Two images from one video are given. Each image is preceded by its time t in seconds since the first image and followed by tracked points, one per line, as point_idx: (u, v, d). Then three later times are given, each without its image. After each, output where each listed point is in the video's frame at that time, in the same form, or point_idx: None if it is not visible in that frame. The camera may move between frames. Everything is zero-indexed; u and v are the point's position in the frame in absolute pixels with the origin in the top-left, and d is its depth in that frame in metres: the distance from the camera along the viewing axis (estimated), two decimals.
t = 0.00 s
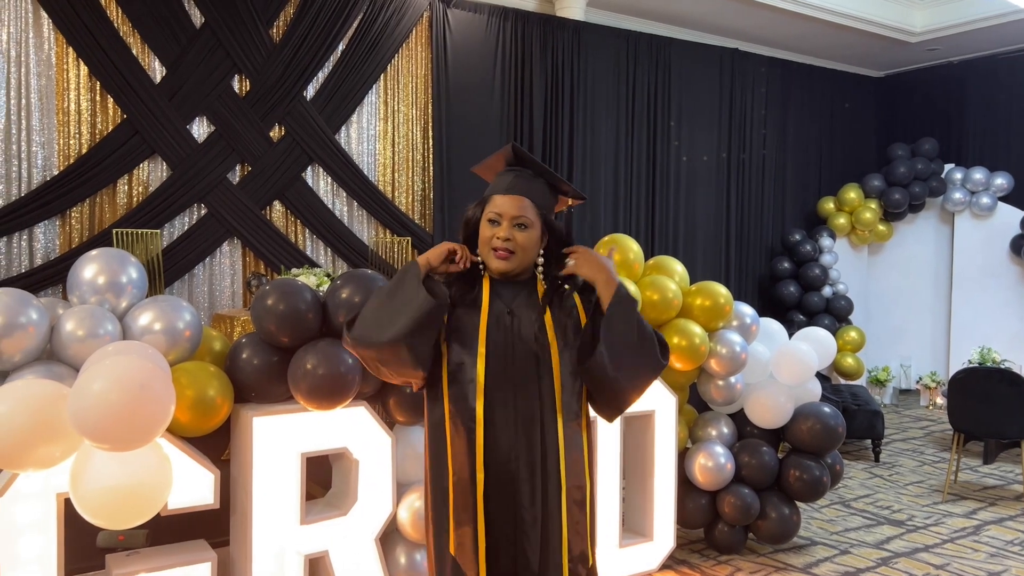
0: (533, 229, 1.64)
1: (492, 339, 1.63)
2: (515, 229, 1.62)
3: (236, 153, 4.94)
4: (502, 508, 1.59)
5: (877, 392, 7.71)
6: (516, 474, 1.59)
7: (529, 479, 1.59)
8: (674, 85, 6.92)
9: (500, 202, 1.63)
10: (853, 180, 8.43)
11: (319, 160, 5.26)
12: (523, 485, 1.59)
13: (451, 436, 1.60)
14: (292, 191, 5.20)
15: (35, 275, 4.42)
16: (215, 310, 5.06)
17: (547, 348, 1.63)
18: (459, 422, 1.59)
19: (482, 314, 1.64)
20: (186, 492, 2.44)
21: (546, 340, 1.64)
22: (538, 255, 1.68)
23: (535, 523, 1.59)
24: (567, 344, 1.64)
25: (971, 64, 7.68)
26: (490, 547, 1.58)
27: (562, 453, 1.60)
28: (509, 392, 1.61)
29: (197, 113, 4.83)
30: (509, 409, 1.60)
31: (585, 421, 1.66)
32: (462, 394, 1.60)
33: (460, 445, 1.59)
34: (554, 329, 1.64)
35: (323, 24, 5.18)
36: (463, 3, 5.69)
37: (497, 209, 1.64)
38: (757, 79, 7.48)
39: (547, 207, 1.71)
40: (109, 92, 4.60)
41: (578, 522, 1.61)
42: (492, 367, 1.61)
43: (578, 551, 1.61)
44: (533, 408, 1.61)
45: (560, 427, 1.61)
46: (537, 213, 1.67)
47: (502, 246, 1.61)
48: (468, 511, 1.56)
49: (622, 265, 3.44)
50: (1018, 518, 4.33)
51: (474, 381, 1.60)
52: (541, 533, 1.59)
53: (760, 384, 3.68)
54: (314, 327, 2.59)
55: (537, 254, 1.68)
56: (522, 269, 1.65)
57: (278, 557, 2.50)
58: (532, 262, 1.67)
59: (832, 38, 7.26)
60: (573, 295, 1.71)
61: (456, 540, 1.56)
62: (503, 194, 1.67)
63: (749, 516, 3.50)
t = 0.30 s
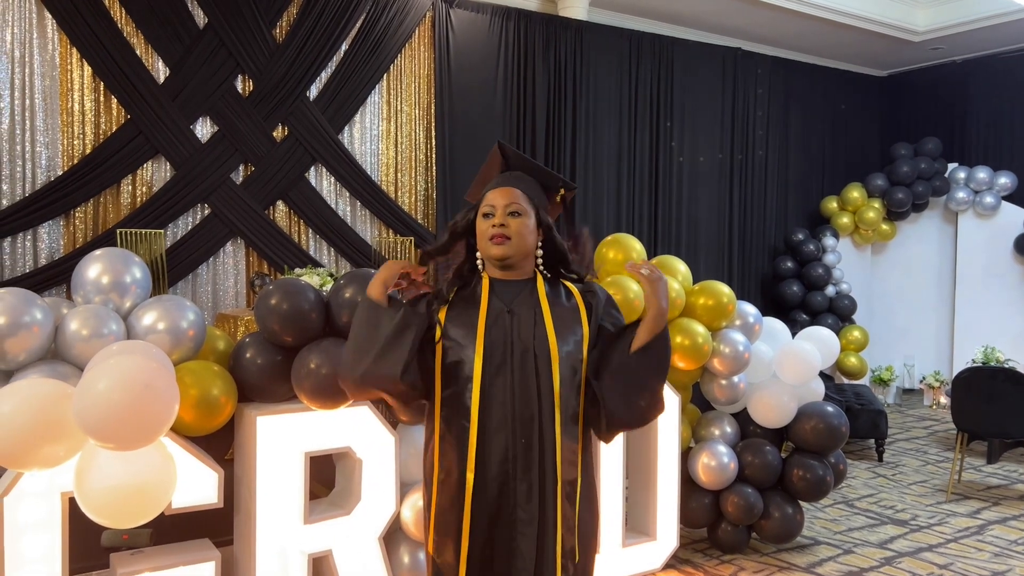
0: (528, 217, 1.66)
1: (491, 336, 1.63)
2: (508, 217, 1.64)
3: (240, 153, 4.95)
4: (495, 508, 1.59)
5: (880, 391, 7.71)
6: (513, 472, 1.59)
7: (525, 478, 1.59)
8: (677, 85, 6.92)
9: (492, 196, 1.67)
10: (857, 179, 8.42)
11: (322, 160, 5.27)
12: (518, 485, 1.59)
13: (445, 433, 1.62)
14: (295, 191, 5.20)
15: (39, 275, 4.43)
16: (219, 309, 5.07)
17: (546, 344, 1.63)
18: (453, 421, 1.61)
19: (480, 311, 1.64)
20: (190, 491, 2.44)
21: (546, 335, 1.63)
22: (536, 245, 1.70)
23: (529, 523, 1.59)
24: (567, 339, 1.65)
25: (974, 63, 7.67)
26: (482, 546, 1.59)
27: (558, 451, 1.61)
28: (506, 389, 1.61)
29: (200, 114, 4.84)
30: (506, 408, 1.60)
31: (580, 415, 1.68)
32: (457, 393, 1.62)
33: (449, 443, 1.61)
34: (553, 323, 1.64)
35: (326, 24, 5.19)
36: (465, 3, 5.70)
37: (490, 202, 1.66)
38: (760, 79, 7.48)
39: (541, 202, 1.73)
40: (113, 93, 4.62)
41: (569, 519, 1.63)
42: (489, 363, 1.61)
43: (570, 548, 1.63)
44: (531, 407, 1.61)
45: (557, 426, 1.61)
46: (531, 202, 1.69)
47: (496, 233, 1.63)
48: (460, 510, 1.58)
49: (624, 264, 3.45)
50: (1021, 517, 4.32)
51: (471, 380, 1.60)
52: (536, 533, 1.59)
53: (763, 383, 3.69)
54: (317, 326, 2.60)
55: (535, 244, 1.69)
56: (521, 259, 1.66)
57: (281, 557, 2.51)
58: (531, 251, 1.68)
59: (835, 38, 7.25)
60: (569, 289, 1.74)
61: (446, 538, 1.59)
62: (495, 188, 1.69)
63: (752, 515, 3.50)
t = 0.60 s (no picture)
0: (530, 223, 1.66)
1: (499, 339, 1.62)
2: (509, 226, 1.64)
3: (242, 153, 4.96)
4: (501, 512, 1.60)
5: (883, 391, 7.70)
6: (518, 476, 1.60)
7: (531, 483, 1.59)
8: (679, 84, 6.91)
9: (494, 201, 1.66)
10: (859, 179, 8.41)
11: (323, 160, 5.27)
12: (524, 489, 1.59)
13: (453, 437, 1.61)
14: (297, 191, 5.21)
15: (41, 275, 4.44)
16: (221, 309, 5.07)
17: (555, 347, 1.62)
18: (461, 423, 1.60)
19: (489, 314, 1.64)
20: (193, 491, 2.44)
21: (556, 338, 1.63)
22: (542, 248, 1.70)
23: (534, 528, 1.59)
24: (576, 341, 1.64)
25: (977, 62, 7.65)
26: (490, 550, 1.59)
27: (566, 455, 1.60)
28: (516, 394, 1.60)
29: (202, 114, 4.85)
30: (514, 412, 1.60)
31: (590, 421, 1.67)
32: (466, 397, 1.60)
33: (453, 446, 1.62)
34: (563, 328, 1.64)
35: (328, 24, 5.19)
36: (467, 3, 5.70)
37: (491, 209, 1.66)
38: (763, 78, 7.47)
39: (546, 202, 1.72)
40: (116, 93, 4.62)
41: (575, 526, 1.63)
42: (498, 368, 1.60)
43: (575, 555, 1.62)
44: (539, 411, 1.60)
45: (565, 431, 1.60)
46: (534, 206, 1.68)
47: (500, 245, 1.64)
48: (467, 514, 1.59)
49: (626, 264, 3.44)
50: None
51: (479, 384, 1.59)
52: (541, 539, 1.59)
53: (765, 382, 3.69)
54: (320, 326, 2.60)
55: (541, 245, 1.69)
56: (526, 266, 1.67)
57: (283, 557, 2.51)
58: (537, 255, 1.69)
59: (837, 37, 7.24)
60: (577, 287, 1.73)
61: (453, 542, 1.60)
62: (497, 192, 1.68)
63: (755, 515, 3.50)
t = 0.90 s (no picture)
0: (537, 226, 1.65)
1: (509, 345, 1.62)
2: (516, 231, 1.63)
3: (245, 153, 4.96)
4: (508, 519, 1.60)
5: (887, 391, 7.69)
6: (526, 482, 1.60)
7: (538, 490, 1.59)
8: (682, 85, 6.90)
9: (500, 206, 1.65)
10: (863, 179, 8.39)
11: (326, 159, 5.27)
12: (531, 496, 1.60)
13: (462, 444, 1.61)
14: (301, 191, 5.21)
15: (45, 276, 4.45)
16: (223, 310, 5.08)
17: (565, 354, 1.61)
18: (470, 430, 1.61)
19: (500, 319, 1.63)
20: (195, 491, 2.44)
21: (566, 344, 1.62)
22: (550, 252, 1.69)
23: (542, 535, 1.59)
24: (586, 348, 1.63)
25: (981, 62, 7.63)
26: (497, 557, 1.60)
27: (574, 462, 1.61)
28: (525, 401, 1.60)
29: (205, 114, 4.85)
30: (523, 419, 1.60)
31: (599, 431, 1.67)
32: (475, 403, 1.60)
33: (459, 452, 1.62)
34: (573, 333, 1.63)
35: (331, 25, 5.19)
36: (470, 3, 5.70)
37: (498, 213, 1.65)
38: (766, 78, 7.46)
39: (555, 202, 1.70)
40: (119, 93, 4.63)
41: (585, 535, 1.63)
42: (506, 374, 1.60)
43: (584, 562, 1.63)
44: (547, 418, 1.60)
45: (573, 438, 1.61)
46: (542, 210, 1.66)
47: (507, 251, 1.63)
48: (475, 521, 1.59)
49: (629, 264, 3.44)
50: None
51: (487, 391, 1.59)
52: (547, 547, 1.60)
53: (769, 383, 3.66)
54: (322, 327, 2.60)
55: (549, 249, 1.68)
56: (534, 271, 1.66)
57: (286, 557, 2.51)
58: (546, 259, 1.68)
59: (841, 36, 7.23)
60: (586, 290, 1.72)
61: (461, 551, 1.60)
62: (503, 195, 1.67)
63: (758, 515, 3.49)
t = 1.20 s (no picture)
0: (545, 229, 1.64)
1: (515, 348, 1.62)
2: (524, 233, 1.63)
3: (248, 153, 4.97)
4: (517, 522, 1.60)
5: (891, 392, 7.68)
6: (534, 485, 1.60)
7: (547, 493, 1.59)
8: (686, 84, 6.89)
9: (509, 206, 1.65)
10: (867, 178, 8.37)
11: (329, 160, 5.27)
12: (541, 500, 1.60)
13: (470, 448, 1.61)
14: (304, 191, 5.21)
15: (49, 277, 4.46)
16: (227, 310, 5.09)
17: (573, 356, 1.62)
18: (479, 434, 1.60)
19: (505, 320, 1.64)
20: (198, 491, 2.45)
21: (574, 347, 1.63)
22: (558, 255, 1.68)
23: (551, 538, 1.60)
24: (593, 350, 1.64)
25: (986, 62, 7.61)
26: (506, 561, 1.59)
27: (583, 464, 1.61)
28: (533, 404, 1.60)
29: (209, 115, 4.86)
30: (531, 421, 1.60)
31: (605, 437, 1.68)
32: (482, 405, 1.61)
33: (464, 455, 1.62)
34: (580, 335, 1.64)
35: (335, 25, 5.19)
36: (473, 4, 5.70)
37: (505, 215, 1.65)
38: (770, 78, 7.44)
39: (561, 202, 1.70)
40: (123, 93, 4.64)
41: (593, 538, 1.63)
42: (513, 377, 1.60)
43: (591, 565, 1.63)
44: (555, 421, 1.60)
45: (581, 441, 1.61)
46: (549, 212, 1.66)
47: (515, 252, 1.63)
48: (484, 527, 1.58)
49: (632, 264, 3.44)
50: None
51: (495, 394, 1.60)
52: (557, 551, 1.60)
53: (772, 383, 3.65)
54: (325, 327, 2.60)
55: (556, 251, 1.68)
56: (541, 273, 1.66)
57: (289, 557, 2.51)
58: (552, 261, 1.68)
59: (845, 36, 7.22)
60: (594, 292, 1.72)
61: (469, 555, 1.59)
62: (511, 196, 1.67)
63: (762, 516, 3.48)
